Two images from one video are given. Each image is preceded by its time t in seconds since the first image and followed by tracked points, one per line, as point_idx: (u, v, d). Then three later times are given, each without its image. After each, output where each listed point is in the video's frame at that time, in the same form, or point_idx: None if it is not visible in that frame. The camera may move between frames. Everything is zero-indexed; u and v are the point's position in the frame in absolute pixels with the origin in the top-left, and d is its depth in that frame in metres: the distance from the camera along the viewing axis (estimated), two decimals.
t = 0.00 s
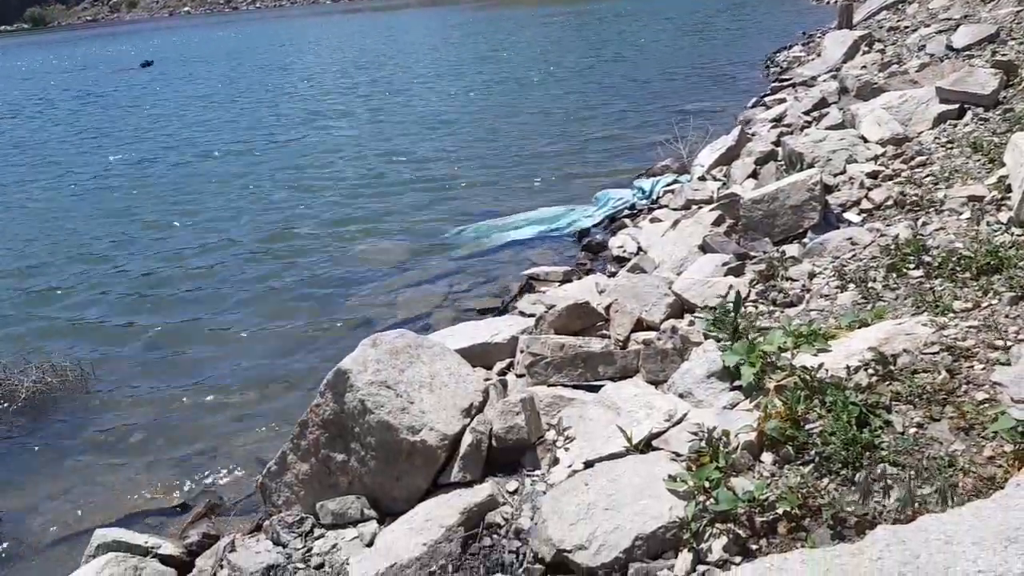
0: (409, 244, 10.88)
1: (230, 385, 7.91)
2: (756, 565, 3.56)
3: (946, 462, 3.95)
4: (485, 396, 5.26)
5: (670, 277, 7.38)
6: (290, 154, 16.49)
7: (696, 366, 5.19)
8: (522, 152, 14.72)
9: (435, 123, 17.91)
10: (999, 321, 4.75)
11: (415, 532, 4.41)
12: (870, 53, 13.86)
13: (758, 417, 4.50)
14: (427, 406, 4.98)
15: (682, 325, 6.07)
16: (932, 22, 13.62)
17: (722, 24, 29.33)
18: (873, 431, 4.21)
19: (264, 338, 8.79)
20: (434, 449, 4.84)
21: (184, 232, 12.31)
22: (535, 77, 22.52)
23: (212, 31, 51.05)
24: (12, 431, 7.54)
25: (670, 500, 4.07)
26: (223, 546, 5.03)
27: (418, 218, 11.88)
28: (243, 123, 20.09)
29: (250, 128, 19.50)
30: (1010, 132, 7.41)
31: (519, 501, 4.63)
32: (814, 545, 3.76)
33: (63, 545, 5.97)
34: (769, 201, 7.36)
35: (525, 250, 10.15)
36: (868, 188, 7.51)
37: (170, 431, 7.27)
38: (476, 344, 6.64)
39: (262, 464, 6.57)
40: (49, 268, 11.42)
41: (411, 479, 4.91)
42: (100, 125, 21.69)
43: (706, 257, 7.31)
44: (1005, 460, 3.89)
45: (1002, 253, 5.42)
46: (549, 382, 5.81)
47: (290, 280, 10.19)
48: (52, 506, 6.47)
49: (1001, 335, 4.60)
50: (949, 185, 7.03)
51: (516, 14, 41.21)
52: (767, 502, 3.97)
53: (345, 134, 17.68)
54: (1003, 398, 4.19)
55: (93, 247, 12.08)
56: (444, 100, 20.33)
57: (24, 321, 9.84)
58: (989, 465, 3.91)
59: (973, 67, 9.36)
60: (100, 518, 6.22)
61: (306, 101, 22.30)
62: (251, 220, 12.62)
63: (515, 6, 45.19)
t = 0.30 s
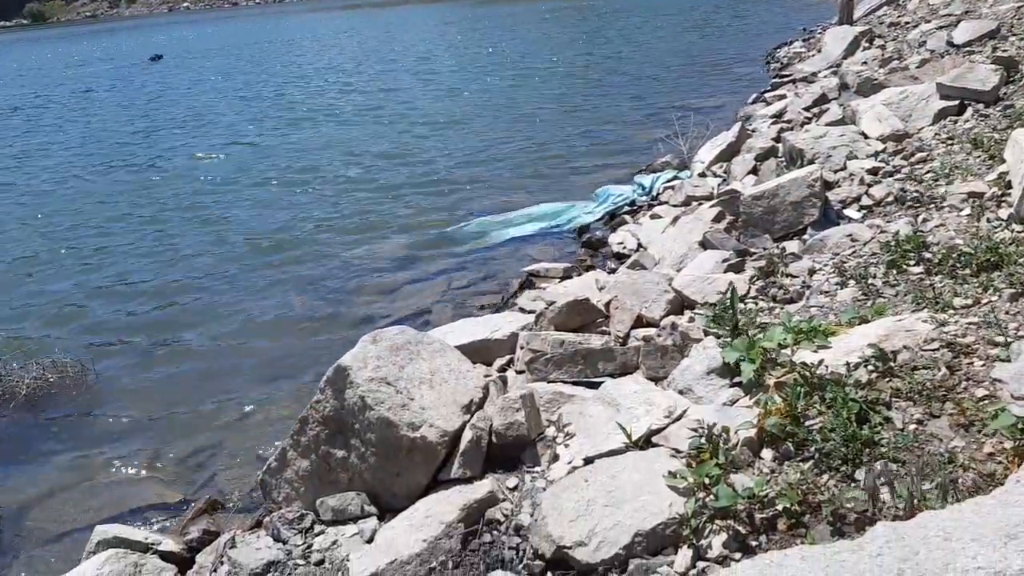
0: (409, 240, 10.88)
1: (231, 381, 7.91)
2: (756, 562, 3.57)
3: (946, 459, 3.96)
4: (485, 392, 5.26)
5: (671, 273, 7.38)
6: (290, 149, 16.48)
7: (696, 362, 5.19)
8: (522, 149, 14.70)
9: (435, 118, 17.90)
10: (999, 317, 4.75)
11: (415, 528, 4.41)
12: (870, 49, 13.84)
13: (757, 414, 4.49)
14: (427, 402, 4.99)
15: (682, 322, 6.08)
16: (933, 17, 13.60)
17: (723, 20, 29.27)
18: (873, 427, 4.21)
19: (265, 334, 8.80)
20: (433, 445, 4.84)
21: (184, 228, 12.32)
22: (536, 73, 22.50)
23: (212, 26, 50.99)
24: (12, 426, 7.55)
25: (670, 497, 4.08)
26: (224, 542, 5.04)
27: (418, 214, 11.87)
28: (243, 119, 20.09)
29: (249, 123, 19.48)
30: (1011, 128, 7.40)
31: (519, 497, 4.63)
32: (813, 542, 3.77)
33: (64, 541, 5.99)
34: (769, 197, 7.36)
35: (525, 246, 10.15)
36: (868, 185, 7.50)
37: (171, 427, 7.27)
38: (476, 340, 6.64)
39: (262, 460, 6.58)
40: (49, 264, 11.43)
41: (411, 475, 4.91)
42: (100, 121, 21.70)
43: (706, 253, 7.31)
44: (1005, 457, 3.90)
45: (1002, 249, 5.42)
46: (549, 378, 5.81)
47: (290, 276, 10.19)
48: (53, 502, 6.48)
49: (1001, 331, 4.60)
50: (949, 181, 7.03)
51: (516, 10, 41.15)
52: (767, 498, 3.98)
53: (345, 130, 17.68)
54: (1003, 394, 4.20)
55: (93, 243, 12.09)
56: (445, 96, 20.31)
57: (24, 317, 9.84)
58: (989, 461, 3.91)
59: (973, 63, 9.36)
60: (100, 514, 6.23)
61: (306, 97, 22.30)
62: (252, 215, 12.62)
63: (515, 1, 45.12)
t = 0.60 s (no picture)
0: (409, 238, 10.88)
1: (230, 379, 7.92)
2: (756, 559, 3.57)
3: (945, 457, 3.96)
4: (485, 391, 5.26)
5: (671, 272, 7.38)
6: (290, 148, 16.48)
7: (696, 361, 5.19)
8: (522, 147, 14.69)
9: (435, 116, 17.89)
10: (999, 315, 4.75)
11: (415, 526, 4.42)
12: (871, 47, 13.83)
13: (757, 412, 4.49)
14: (427, 400, 4.99)
15: (682, 320, 6.08)
16: (933, 15, 13.59)
17: (723, 18, 29.24)
18: (873, 425, 4.21)
19: (265, 332, 8.80)
20: (433, 443, 4.84)
21: (183, 226, 12.32)
22: (536, 71, 22.49)
23: (213, 25, 50.95)
24: (13, 425, 7.55)
25: (670, 495, 4.08)
26: (224, 539, 5.03)
27: (418, 212, 11.87)
28: (243, 117, 20.08)
29: (249, 122, 19.48)
30: (1011, 127, 7.43)
31: (519, 495, 4.63)
32: (813, 539, 3.77)
33: (64, 539, 5.99)
34: (769, 196, 7.36)
35: (525, 244, 10.15)
36: (868, 183, 7.50)
37: (171, 425, 7.28)
38: (476, 338, 6.64)
39: (262, 459, 6.58)
40: (49, 262, 11.42)
41: (411, 473, 4.91)
42: (100, 119, 21.69)
43: (705, 252, 7.31)
44: (1005, 455, 3.90)
45: (1002, 247, 5.41)
46: (549, 376, 5.81)
47: (289, 275, 10.19)
48: (53, 500, 6.48)
49: (1001, 330, 4.60)
50: (949, 179, 7.02)
51: (515, 8, 41.10)
52: (767, 496, 3.98)
53: (345, 128, 17.67)
54: (1003, 392, 4.19)
55: (92, 241, 12.09)
56: (445, 94, 20.30)
57: (24, 315, 9.85)
58: (988, 459, 3.91)
59: (974, 61, 9.35)
60: (101, 512, 6.23)
61: (305, 95, 22.30)
62: (252, 214, 12.62)
63: None
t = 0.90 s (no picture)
0: (409, 235, 10.86)
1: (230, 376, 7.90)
2: (757, 558, 3.55)
3: (947, 455, 3.94)
4: (485, 388, 5.22)
5: (671, 269, 7.36)
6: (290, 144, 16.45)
7: (697, 358, 5.16)
8: (522, 143, 14.65)
9: (435, 112, 17.86)
10: (1001, 313, 4.73)
11: (415, 524, 4.40)
12: (873, 42, 13.78)
13: (758, 410, 4.47)
14: (426, 398, 4.96)
15: (682, 318, 6.06)
16: (935, 11, 13.55)
17: (724, 14, 29.17)
18: (874, 423, 4.20)
19: (264, 329, 8.78)
20: (433, 441, 4.81)
21: (183, 223, 12.30)
22: (536, 66, 22.44)
23: (213, 20, 50.84)
24: (12, 422, 7.54)
25: (671, 493, 4.05)
26: (222, 537, 5.01)
27: (418, 209, 11.84)
28: (243, 113, 20.06)
29: (249, 118, 19.45)
30: (1013, 123, 7.41)
31: (519, 493, 4.61)
32: (814, 538, 3.75)
33: (63, 536, 5.98)
34: (771, 192, 7.32)
35: (525, 241, 10.13)
36: (870, 179, 7.46)
37: (170, 422, 7.26)
38: (476, 336, 6.62)
39: (261, 456, 6.56)
40: (49, 258, 11.41)
41: (410, 471, 4.89)
42: (100, 115, 21.68)
43: (706, 249, 7.28)
44: (1007, 454, 3.87)
45: (1005, 245, 5.39)
46: (549, 374, 5.79)
47: (289, 271, 10.17)
48: (53, 497, 6.46)
49: (1003, 327, 4.57)
50: (951, 176, 6.99)
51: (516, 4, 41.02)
52: (768, 495, 3.95)
53: (345, 124, 17.64)
54: (1005, 391, 4.17)
55: (92, 237, 12.07)
56: (445, 90, 20.27)
57: (24, 312, 9.83)
58: (991, 458, 3.89)
59: (976, 57, 9.31)
60: (100, 510, 6.21)
61: (305, 91, 22.26)
62: (252, 210, 12.59)
63: None
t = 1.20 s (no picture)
0: (409, 233, 10.89)
1: (230, 375, 7.93)
2: (755, 554, 3.58)
3: (945, 453, 3.96)
4: (485, 385, 5.25)
5: (670, 267, 7.39)
6: (290, 143, 16.48)
7: (697, 356, 5.19)
8: (522, 142, 14.68)
9: (435, 111, 17.90)
10: (999, 311, 4.75)
11: (416, 521, 4.42)
12: (871, 42, 13.83)
13: (756, 408, 4.51)
14: (427, 396, 4.99)
15: (681, 316, 6.09)
16: (933, 11, 13.59)
17: (723, 13, 29.20)
18: (872, 421, 4.23)
19: (265, 327, 8.81)
20: (433, 438, 4.83)
21: (184, 221, 12.32)
22: (536, 65, 22.49)
23: (213, 20, 50.85)
24: (14, 421, 7.56)
25: (669, 490, 4.08)
26: (224, 534, 5.03)
27: (418, 207, 11.87)
28: (243, 112, 20.09)
29: (249, 117, 19.49)
30: (1011, 123, 7.45)
31: (519, 490, 4.64)
32: (813, 535, 3.78)
33: (65, 534, 6.01)
34: (770, 191, 7.36)
35: (525, 240, 10.17)
36: (868, 178, 7.49)
37: (171, 420, 7.29)
38: (476, 334, 6.67)
39: (262, 454, 6.59)
40: (50, 257, 11.43)
41: (411, 468, 4.92)
42: (101, 114, 21.71)
43: (705, 248, 7.33)
44: (1004, 451, 3.90)
45: (1002, 244, 5.42)
46: (549, 372, 5.82)
47: (290, 269, 10.20)
48: (55, 495, 6.49)
49: (1000, 325, 4.60)
50: (949, 175, 7.03)
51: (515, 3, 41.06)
52: (767, 492, 3.99)
53: (345, 123, 17.68)
54: (1003, 388, 4.19)
55: (93, 236, 12.10)
56: (445, 89, 20.31)
57: (25, 311, 9.85)
58: (988, 455, 3.92)
59: (974, 56, 9.34)
60: (102, 508, 6.24)
61: (305, 90, 22.30)
62: (252, 209, 12.63)
63: None
